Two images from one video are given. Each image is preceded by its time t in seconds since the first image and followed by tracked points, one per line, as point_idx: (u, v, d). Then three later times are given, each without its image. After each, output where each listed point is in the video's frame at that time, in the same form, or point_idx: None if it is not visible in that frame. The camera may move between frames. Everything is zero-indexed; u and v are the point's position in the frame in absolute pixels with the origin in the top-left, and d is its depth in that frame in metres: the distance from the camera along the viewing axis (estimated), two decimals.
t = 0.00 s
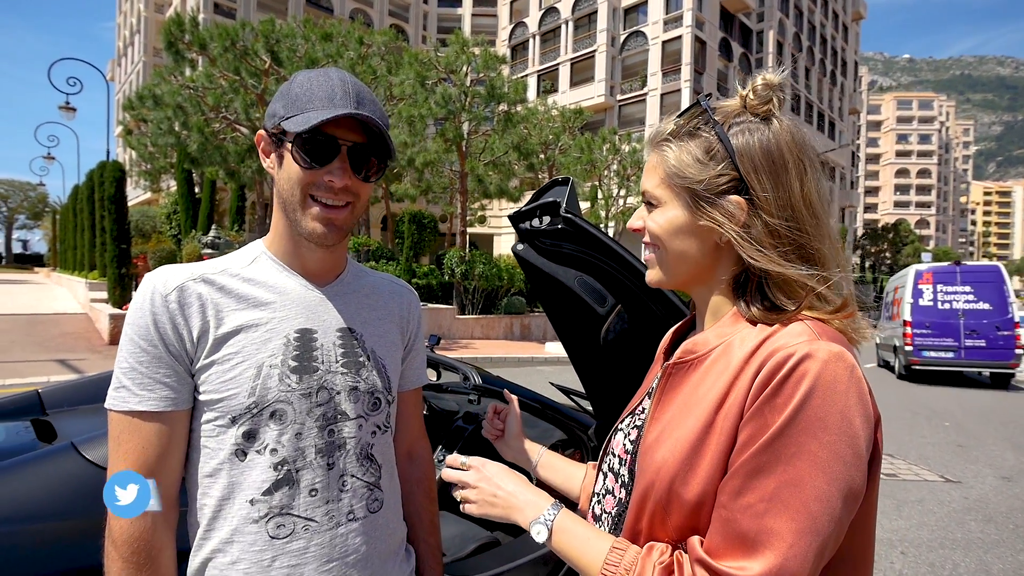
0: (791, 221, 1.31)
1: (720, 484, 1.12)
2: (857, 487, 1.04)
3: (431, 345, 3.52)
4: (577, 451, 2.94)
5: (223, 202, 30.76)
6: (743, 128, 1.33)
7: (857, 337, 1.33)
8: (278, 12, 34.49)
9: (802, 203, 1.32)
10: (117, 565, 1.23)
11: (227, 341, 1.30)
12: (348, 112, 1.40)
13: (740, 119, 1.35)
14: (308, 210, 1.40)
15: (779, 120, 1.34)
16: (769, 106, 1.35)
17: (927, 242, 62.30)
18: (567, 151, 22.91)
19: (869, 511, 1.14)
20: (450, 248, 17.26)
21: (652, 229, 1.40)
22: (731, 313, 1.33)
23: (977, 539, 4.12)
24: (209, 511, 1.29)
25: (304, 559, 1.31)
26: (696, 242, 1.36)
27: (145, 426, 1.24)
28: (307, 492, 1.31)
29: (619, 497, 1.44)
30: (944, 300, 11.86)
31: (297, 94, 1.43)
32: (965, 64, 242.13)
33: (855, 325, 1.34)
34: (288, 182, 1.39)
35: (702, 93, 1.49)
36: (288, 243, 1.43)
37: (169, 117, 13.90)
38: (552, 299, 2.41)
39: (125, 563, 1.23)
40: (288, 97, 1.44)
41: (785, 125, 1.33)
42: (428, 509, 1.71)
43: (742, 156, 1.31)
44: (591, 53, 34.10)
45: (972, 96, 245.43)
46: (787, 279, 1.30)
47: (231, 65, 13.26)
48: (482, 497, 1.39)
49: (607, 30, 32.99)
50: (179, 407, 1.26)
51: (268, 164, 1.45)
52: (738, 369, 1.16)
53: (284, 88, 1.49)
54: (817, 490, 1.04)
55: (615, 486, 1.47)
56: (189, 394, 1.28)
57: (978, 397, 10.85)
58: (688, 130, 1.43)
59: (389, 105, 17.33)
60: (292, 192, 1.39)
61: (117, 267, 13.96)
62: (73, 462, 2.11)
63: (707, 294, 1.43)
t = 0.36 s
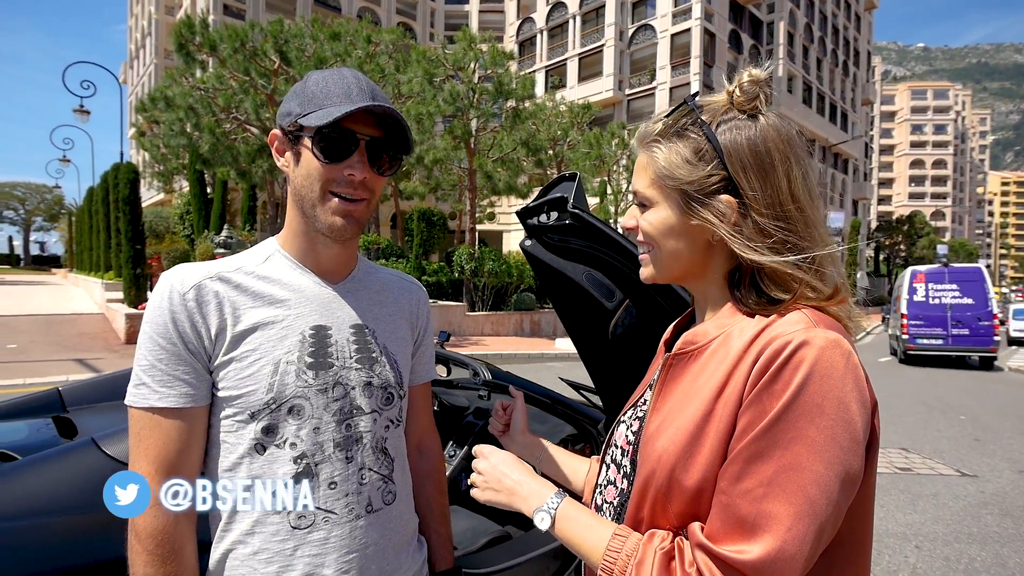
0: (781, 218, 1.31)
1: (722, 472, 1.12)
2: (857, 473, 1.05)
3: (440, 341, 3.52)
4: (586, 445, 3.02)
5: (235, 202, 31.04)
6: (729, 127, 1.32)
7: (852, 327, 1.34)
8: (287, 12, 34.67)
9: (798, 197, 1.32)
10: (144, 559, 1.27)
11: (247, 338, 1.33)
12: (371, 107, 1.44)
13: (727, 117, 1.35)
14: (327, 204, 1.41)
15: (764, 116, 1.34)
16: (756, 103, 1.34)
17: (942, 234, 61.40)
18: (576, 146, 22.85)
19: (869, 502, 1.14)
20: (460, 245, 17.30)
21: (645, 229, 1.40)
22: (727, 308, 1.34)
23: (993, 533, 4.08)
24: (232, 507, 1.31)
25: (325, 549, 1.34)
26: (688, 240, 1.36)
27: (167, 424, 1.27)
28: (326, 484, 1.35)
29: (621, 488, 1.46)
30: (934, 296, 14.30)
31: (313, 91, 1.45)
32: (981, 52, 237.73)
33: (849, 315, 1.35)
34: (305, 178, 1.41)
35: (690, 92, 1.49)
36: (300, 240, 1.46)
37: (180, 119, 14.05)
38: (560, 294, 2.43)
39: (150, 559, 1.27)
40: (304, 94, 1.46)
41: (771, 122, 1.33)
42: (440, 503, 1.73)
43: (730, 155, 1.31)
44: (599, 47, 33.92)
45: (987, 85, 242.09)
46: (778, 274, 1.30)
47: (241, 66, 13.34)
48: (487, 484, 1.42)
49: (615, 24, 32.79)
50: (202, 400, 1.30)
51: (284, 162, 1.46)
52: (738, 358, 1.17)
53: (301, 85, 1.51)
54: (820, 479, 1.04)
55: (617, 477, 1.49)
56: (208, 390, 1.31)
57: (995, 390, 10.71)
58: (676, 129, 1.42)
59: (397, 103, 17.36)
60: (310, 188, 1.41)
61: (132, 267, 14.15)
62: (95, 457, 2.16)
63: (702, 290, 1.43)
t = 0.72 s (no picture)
0: (786, 218, 1.32)
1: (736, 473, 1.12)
2: (869, 471, 1.06)
3: (439, 343, 3.49)
4: (587, 447, 3.02)
5: (227, 206, 30.90)
6: (731, 130, 1.33)
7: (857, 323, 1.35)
8: (277, 15, 34.54)
9: (808, 198, 1.34)
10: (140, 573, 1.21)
11: (258, 343, 1.30)
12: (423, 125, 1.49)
13: (724, 121, 1.36)
14: (366, 209, 1.42)
15: (760, 119, 1.35)
16: (750, 106, 1.36)
17: (931, 231, 62.01)
18: (569, 148, 22.92)
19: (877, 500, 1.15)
20: (454, 247, 17.28)
21: (650, 236, 1.39)
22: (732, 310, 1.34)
23: (990, 529, 4.10)
24: (243, 520, 1.28)
25: (348, 561, 1.34)
26: (692, 245, 1.36)
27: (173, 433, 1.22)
28: (348, 493, 1.36)
29: (630, 492, 1.46)
30: (912, 298, 16.68)
31: (349, 93, 1.43)
32: (967, 52, 240.76)
33: (853, 314, 1.36)
34: (344, 183, 1.40)
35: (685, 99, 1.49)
36: (307, 242, 1.45)
37: (172, 123, 13.97)
38: (562, 297, 2.42)
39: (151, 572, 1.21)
40: (340, 93, 1.42)
41: (767, 124, 1.34)
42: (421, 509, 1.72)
43: (731, 159, 1.32)
44: (591, 49, 34.02)
45: (975, 85, 244.70)
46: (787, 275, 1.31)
47: (233, 69, 13.24)
48: (497, 487, 1.41)
49: (606, 25, 32.91)
50: (202, 417, 1.25)
51: (311, 158, 1.40)
52: (747, 360, 1.17)
53: (328, 79, 1.45)
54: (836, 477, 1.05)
55: (625, 481, 1.48)
56: (212, 403, 1.27)
57: (987, 387, 10.83)
58: (674, 136, 1.42)
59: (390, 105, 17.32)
60: (348, 193, 1.40)
61: (124, 273, 14.04)
62: (96, 466, 2.16)
63: (710, 293, 1.43)
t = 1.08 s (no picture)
0: (802, 218, 1.35)
1: (765, 479, 1.12)
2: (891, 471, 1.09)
3: (443, 344, 3.50)
4: (592, 449, 3.01)
5: (220, 206, 30.73)
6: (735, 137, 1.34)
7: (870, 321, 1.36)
8: (271, 14, 34.38)
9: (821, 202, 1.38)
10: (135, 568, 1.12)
11: (271, 348, 1.23)
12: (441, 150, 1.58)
13: (734, 127, 1.36)
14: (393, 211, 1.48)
15: (766, 124, 1.37)
16: (756, 112, 1.37)
17: (922, 232, 62.51)
18: (564, 148, 22.95)
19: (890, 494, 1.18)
20: (449, 248, 17.24)
21: (669, 244, 1.38)
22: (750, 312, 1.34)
23: (987, 527, 4.13)
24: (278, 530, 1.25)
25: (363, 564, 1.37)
26: (713, 250, 1.36)
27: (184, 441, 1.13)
28: (356, 498, 1.37)
29: (644, 493, 1.47)
30: (900, 299, 18.71)
31: (399, 101, 1.46)
32: (957, 55, 243.04)
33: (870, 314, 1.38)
34: (385, 186, 1.43)
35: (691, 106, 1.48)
36: (311, 236, 1.39)
37: (165, 123, 13.86)
38: (570, 299, 2.42)
39: None
40: (390, 94, 1.42)
41: (774, 127, 1.36)
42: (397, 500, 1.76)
43: (745, 163, 1.33)
44: (585, 49, 34.05)
45: (966, 86, 244.53)
46: (808, 274, 1.32)
47: (226, 69, 13.13)
48: (510, 535, 1.35)
49: (601, 26, 32.99)
50: (202, 439, 1.15)
51: (354, 155, 1.36)
52: (770, 364, 1.18)
53: (377, 71, 1.41)
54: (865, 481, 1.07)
55: (638, 482, 1.50)
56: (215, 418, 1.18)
57: (980, 386, 10.93)
58: (684, 145, 1.41)
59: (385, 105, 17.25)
60: (386, 197, 1.44)
61: (116, 274, 13.93)
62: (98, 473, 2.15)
63: (726, 296, 1.43)
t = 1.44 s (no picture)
0: (781, 223, 1.43)
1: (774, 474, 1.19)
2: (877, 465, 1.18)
3: (438, 346, 3.48)
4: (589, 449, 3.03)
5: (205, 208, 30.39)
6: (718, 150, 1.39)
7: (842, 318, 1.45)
8: (256, 14, 34.05)
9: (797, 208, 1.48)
10: None
11: (251, 383, 1.10)
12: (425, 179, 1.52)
13: (714, 137, 1.43)
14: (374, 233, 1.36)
15: (740, 133, 1.44)
16: (730, 122, 1.43)
17: (905, 229, 63.49)
18: (552, 148, 22.99)
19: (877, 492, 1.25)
20: (439, 248, 17.18)
21: (664, 252, 1.42)
22: (738, 313, 1.40)
23: (976, 519, 4.20)
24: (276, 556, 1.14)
25: None
26: (706, 255, 1.41)
27: (145, 455, 0.99)
28: (346, 521, 1.30)
29: (627, 486, 1.49)
30: (886, 294, 20.45)
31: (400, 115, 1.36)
32: (936, 54, 247.13)
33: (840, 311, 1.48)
34: (374, 205, 1.33)
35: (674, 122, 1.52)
36: (289, 250, 1.26)
37: (149, 124, 13.67)
38: (566, 299, 2.41)
39: None
40: (397, 116, 1.36)
41: (747, 136, 1.44)
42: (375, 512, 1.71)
43: (728, 168, 1.40)
44: (572, 49, 34.14)
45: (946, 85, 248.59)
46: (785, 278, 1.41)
47: (211, 69, 12.97)
48: None
49: (588, 26, 33.08)
50: (179, 475, 1.03)
51: (355, 169, 1.26)
52: (766, 361, 1.27)
53: (388, 89, 1.34)
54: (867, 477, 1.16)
55: (621, 476, 1.51)
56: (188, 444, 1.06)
57: (963, 380, 11.13)
58: (670, 157, 1.45)
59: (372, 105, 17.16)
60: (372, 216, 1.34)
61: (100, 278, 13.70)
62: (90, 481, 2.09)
63: (715, 299, 1.48)
